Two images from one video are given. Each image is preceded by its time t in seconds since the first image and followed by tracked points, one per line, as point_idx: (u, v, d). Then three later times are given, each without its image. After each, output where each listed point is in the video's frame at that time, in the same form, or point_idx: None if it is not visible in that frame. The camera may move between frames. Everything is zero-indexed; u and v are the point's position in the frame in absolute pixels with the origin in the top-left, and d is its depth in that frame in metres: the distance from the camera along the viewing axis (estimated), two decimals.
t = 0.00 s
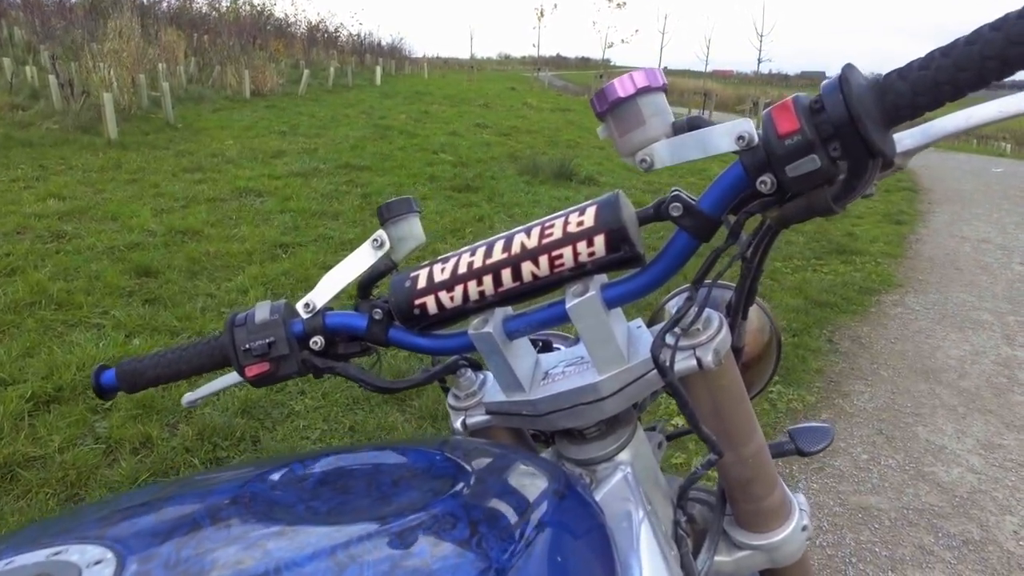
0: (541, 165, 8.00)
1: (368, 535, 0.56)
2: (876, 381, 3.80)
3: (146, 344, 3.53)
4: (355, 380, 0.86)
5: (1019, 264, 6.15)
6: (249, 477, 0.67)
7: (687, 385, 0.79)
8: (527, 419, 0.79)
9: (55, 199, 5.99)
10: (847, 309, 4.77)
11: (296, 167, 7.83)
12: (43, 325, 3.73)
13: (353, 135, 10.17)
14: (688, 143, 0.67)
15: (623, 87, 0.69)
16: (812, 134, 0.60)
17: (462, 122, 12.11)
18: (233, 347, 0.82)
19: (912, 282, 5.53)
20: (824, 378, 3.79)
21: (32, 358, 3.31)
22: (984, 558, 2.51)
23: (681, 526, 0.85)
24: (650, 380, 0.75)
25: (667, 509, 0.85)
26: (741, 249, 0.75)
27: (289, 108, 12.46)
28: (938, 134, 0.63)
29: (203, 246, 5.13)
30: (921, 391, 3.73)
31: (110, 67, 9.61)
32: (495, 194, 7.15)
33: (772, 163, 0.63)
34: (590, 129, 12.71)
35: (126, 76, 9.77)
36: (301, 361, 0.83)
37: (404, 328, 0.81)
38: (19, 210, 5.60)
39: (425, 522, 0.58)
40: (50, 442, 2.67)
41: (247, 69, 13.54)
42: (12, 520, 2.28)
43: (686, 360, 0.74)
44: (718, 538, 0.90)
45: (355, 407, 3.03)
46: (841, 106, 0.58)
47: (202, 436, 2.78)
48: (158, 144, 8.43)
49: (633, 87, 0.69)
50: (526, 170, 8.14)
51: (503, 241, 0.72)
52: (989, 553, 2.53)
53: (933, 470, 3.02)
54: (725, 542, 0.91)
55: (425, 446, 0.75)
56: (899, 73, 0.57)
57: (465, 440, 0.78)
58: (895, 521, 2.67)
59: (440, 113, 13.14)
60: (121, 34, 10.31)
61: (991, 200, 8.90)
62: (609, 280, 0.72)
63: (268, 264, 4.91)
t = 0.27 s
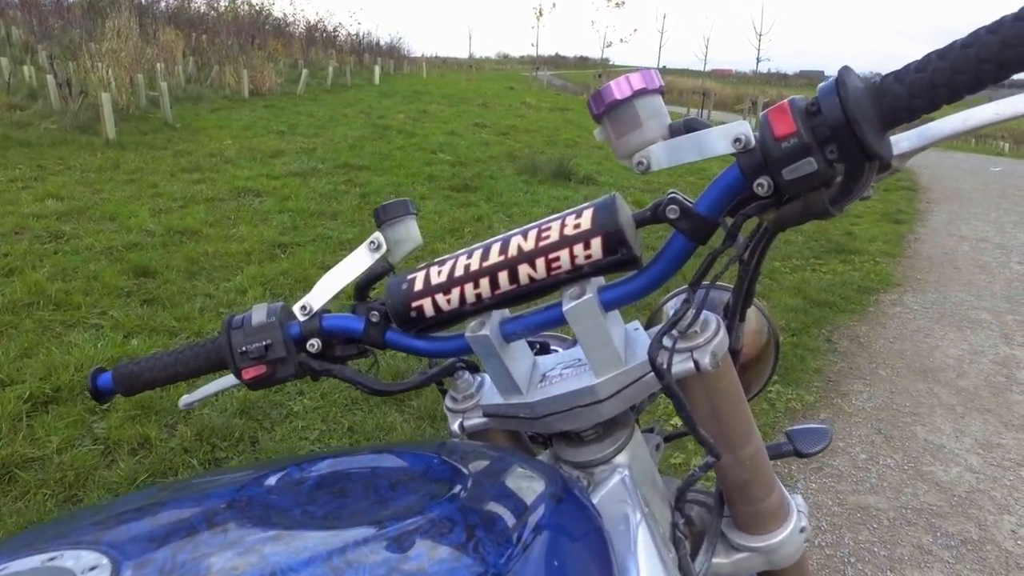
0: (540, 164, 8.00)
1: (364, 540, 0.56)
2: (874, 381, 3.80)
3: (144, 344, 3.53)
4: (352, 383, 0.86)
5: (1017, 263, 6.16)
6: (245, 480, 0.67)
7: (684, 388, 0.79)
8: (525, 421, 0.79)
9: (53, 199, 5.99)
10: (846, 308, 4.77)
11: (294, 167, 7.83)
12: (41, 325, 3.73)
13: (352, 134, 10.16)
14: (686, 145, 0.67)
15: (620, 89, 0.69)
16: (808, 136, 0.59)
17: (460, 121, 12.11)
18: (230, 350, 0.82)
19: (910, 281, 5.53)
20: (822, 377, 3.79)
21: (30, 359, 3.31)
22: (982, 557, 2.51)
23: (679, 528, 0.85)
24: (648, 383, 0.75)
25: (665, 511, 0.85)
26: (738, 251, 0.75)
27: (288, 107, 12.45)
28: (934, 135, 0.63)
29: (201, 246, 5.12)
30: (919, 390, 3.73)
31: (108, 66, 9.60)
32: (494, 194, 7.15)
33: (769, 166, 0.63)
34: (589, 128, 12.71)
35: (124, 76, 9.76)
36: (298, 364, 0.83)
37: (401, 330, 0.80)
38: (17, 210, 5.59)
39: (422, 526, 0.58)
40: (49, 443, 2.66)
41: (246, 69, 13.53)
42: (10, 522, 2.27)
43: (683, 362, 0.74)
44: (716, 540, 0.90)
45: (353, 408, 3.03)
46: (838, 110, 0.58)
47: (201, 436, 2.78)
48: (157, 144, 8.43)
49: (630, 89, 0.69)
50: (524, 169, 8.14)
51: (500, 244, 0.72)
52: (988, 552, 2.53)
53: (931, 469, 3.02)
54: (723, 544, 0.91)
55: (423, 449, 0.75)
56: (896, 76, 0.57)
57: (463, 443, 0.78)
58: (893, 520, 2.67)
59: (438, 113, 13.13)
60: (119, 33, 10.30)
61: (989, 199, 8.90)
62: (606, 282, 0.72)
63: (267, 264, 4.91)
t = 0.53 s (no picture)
0: (539, 164, 8.01)
1: (362, 549, 0.56)
2: (873, 381, 3.80)
3: (143, 346, 3.53)
4: (351, 389, 0.86)
5: (1016, 263, 6.16)
6: (243, 489, 0.67)
7: (682, 394, 0.79)
8: (523, 427, 0.79)
9: (52, 200, 5.99)
10: (845, 308, 4.78)
11: (293, 167, 7.83)
12: (40, 327, 3.73)
13: (350, 134, 10.17)
14: (684, 153, 0.67)
15: (617, 96, 0.69)
16: (806, 144, 0.59)
17: (459, 121, 12.11)
18: (228, 356, 0.82)
19: (909, 281, 5.54)
20: (821, 378, 3.79)
21: (29, 361, 3.31)
22: (980, 558, 2.51)
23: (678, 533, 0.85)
24: (646, 389, 0.75)
25: (663, 516, 0.85)
26: (738, 258, 0.75)
27: (287, 107, 12.46)
28: (932, 143, 0.63)
29: (200, 247, 5.13)
30: (918, 391, 3.74)
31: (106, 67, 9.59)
32: (493, 194, 7.15)
33: (766, 173, 0.63)
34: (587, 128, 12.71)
35: (122, 76, 9.76)
36: (297, 370, 0.83)
37: (400, 336, 0.80)
38: (16, 211, 5.59)
39: (419, 536, 0.58)
40: (47, 445, 2.66)
41: (244, 69, 13.53)
42: (9, 524, 2.27)
43: (681, 368, 0.74)
44: (715, 545, 0.91)
45: (352, 409, 3.03)
46: (835, 117, 0.58)
47: (200, 438, 2.78)
48: (155, 144, 8.43)
49: (628, 96, 0.69)
50: (523, 169, 8.14)
51: (498, 250, 0.72)
52: (986, 552, 2.53)
53: (930, 470, 3.02)
54: (721, 549, 0.91)
55: (421, 456, 0.75)
56: (893, 85, 0.57)
57: (461, 450, 0.78)
58: (892, 521, 2.68)
59: (437, 113, 13.13)
60: (117, 33, 10.30)
61: (987, 198, 8.91)
62: (604, 288, 0.72)
63: (266, 264, 4.91)
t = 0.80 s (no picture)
0: (538, 164, 8.01)
1: (361, 556, 0.56)
2: (872, 381, 3.81)
3: (143, 346, 3.53)
4: (350, 393, 0.86)
5: (1015, 262, 6.17)
6: (242, 495, 0.67)
7: (682, 398, 0.79)
8: (523, 431, 0.79)
9: (50, 200, 5.98)
10: (844, 308, 4.78)
11: (292, 167, 7.83)
12: (39, 328, 3.73)
13: (349, 134, 10.17)
14: (684, 157, 0.66)
15: (617, 100, 0.69)
16: (806, 150, 0.59)
17: (458, 121, 12.11)
18: (227, 360, 0.82)
19: (908, 281, 5.54)
20: (820, 378, 3.80)
21: (28, 362, 3.31)
22: (979, 557, 2.51)
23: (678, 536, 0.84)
24: (646, 393, 0.75)
25: (663, 519, 0.85)
26: (737, 262, 0.75)
27: (286, 107, 12.45)
28: (933, 148, 0.63)
29: (199, 247, 5.12)
30: (917, 390, 3.74)
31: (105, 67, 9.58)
32: (492, 194, 7.15)
33: (767, 178, 0.63)
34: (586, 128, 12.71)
35: (121, 77, 9.75)
36: (296, 374, 0.83)
37: (399, 340, 0.80)
38: (14, 211, 5.59)
39: (420, 542, 0.57)
40: (46, 446, 2.66)
41: (243, 69, 13.53)
42: (8, 526, 2.27)
43: (681, 372, 0.73)
44: (715, 548, 0.91)
45: (352, 410, 3.03)
46: (836, 121, 0.57)
47: (199, 439, 2.78)
48: (154, 144, 8.43)
49: (628, 100, 0.69)
50: (522, 169, 8.14)
51: (497, 254, 0.72)
52: (985, 552, 2.53)
53: (929, 470, 3.03)
54: (722, 552, 0.91)
55: (421, 460, 0.75)
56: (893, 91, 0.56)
57: (461, 454, 0.78)
58: (892, 521, 2.68)
59: (436, 113, 13.13)
60: (116, 33, 10.29)
61: (986, 197, 8.92)
62: (604, 292, 0.72)
63: (264, 265, 4.91)
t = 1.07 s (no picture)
0: (537, 163, 8.01)
1: (359, 557, 0.55)
2: (871, 380, 3.81)
3: (142, 346, 3.53)
4: (349, 393, 0.86)
5: (1013, 261, 6.18)
6: (240, 495, 0.67)
7: (682, 397, 0.79)
8: (522, 430, 0.79)
9: (49, 200, 5.98)
10: (843, 307, 4.78)
11: (291, 167, 7.82)
12: (38, 328, 3.73)
13: (348, 134, 10.16)
14: (683, 156, 0.66)
15: (616, 99, 0.69)
16: (805, 148, 0.59)
17: (457, 121, 12.11)
18: (225, 360, 0.82)
19: (907, 280, 5.54)
20: (819, 377, 3.80)
21: (26, 362, 3.31)
22: (978, 556, 2.51)
23: (677, 536, 0.84)
24: (645, 392, 0.75)
25: (663, 519, 0.84)
26: (736, 261, 0.74)
27: (284, 107, 12.45)
28: (933, 147, 0.63)
29: (198, 247, 5.12)
30: (916, 389, 3.75)
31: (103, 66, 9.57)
32: (491, 194, 7.15)
33: (766, 176, 0.62)
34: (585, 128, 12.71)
35: (120, 76, 9.75)
36: (294, 373, 0.82)
37: (397, 340, 0.80)
38: (13, 211, 5.58)
39: (418, 542, 0.57)
40: (45, 447, 2.66)
41: (242, 68, 13.52)
42: (6, 527, 2.27)
43: (680, 372, 0.73)
44: (714, 548, 0.91)
45: (350, 409, 3.03)
46: (835, 119, 0.57)
47: (198, 439, 2.78)
48: (152, 144, 8.42)
49: (627, 99, 0.69)
50: (521, 168, 8.14)
51: (495, 254, 0.72)
52: (983, 551, 2.53)
53: (928, 469, 3.03)
54: (721, 551, 0.91)
55: (419, 460, 0.74)
56: (893, 89, 0.56)
57: (460, 454, 0.78)
58: (891, 520, 2.68)
59: (435, 112, 13.13)
60: (114, 32, 10.28)
61: (985, 197, 8.93)
62: (602, 292, 0.72)
63: (263, 265, 4.91)
